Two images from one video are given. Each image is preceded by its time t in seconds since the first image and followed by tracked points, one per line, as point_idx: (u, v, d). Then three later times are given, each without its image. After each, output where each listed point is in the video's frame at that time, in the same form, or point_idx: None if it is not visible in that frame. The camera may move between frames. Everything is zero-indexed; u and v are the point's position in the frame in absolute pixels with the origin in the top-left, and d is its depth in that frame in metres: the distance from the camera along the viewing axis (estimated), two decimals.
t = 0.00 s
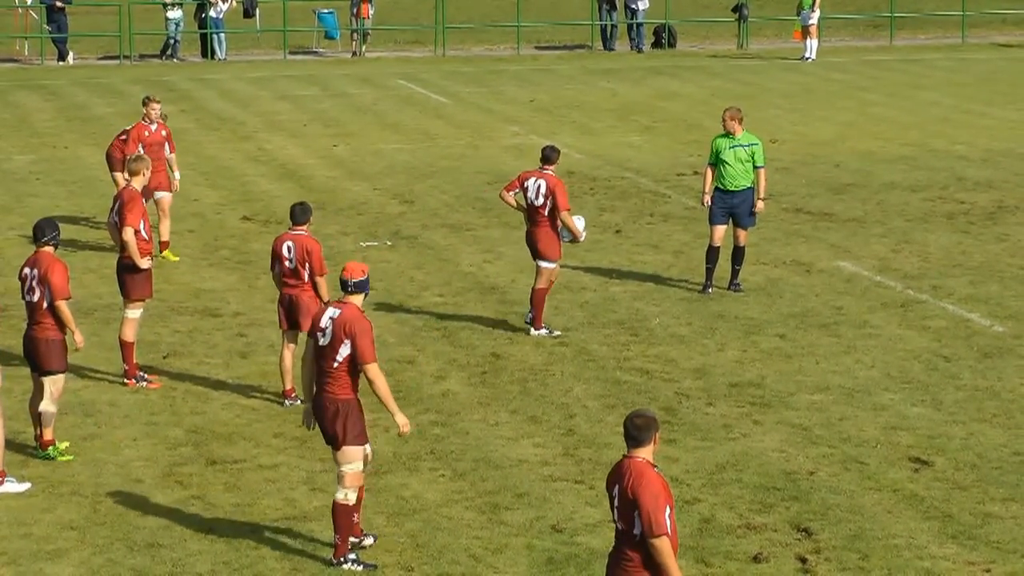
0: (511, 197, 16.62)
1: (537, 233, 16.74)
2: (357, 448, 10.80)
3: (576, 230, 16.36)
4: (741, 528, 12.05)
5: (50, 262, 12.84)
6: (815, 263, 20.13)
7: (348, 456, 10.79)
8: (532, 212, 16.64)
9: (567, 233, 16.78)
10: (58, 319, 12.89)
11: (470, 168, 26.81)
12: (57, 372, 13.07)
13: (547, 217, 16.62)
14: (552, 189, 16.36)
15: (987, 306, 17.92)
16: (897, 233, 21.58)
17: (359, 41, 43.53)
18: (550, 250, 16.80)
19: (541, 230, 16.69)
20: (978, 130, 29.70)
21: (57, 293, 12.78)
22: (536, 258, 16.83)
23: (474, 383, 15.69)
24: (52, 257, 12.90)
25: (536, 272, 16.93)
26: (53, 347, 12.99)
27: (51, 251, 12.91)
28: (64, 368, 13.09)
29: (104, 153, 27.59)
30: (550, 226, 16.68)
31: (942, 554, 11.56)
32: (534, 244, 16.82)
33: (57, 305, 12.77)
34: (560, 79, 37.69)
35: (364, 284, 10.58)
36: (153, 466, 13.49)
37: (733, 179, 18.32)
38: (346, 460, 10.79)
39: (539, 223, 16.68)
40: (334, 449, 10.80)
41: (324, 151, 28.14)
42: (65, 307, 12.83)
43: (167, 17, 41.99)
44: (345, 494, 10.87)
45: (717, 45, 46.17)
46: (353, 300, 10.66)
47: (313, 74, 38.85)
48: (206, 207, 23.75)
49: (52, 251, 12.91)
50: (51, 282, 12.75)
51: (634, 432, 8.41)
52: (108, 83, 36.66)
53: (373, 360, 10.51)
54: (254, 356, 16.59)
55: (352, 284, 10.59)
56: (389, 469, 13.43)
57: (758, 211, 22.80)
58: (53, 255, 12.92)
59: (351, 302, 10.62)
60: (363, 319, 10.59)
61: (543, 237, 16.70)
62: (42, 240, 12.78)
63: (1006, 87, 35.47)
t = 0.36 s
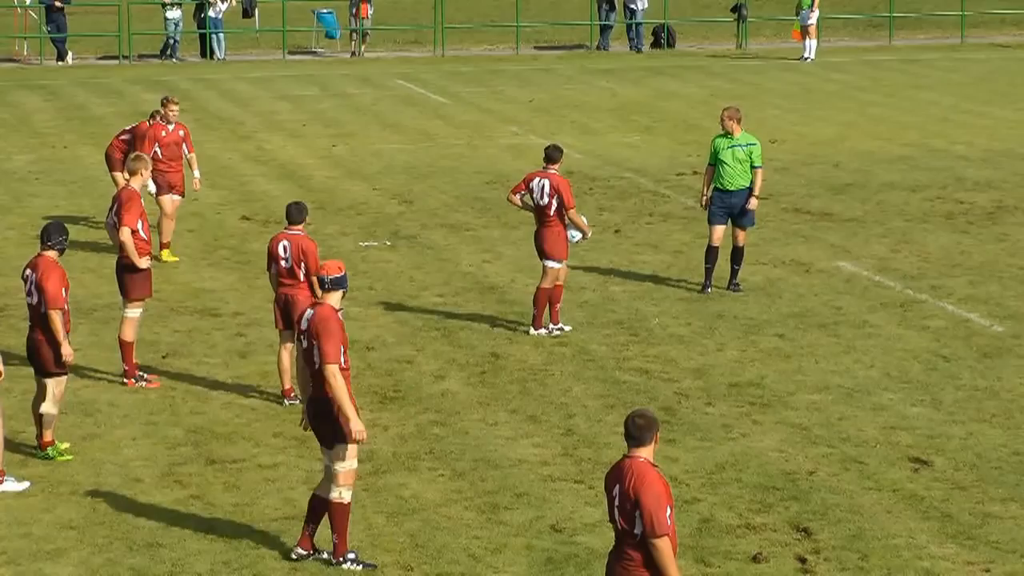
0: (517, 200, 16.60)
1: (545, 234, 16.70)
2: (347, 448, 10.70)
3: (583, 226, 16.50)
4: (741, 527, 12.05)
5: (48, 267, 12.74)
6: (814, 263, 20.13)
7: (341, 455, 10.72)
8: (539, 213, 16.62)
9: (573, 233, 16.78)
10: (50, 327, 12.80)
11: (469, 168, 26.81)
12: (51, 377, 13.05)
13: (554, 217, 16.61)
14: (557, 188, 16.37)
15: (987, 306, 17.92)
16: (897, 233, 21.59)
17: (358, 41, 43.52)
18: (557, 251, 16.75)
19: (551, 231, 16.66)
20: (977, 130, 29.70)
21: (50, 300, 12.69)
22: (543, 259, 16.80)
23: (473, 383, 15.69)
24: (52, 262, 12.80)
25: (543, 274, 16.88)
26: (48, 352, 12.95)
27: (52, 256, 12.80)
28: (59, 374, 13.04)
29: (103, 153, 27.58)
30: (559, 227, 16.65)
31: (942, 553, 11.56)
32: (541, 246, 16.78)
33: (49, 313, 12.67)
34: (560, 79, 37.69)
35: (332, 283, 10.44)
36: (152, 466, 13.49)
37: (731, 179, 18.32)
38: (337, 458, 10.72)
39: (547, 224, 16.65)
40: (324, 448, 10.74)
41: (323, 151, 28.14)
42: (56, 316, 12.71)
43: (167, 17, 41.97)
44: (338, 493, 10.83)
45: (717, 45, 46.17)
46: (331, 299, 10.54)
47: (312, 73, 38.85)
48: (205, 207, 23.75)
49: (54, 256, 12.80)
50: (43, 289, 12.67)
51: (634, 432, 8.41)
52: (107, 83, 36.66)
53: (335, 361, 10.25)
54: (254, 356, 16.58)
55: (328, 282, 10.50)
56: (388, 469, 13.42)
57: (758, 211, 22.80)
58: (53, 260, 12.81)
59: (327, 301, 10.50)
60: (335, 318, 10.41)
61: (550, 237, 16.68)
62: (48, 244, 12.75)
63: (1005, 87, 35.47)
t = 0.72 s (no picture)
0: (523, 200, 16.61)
1: (555, 234, 16.71)
2: (336, 447, 10.66)
3: (589, 223, 16.40)
4: (741, 527, 12.05)
5: (49, 271, 12.67)
6: (814, 263, 20.13)
7: (333, 454, 10.69)
8: (546, 213, 16.63)
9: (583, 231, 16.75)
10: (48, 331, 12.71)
11: (469, 168, 26.81)
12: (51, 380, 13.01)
13: (561, 216, 16.60)
14: (564, 186, 16.35)
15: (987, 306, 17.92)
16: (897, 234, 21.59)
17: (358, 41, 43.54)
18: (571, 249, 16.75)
19: (559, 230, 16.67)
20: (977, 130, 29.69)
21: (49, 306, 12.60)
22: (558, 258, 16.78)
23: (473, 382, 15.69)
24: (56, 266, 12.75)
25: (559, 273, 16.89)
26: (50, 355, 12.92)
27: (57, 260, 12.76)
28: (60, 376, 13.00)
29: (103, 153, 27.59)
30: (566, 225, 16.66)
31: (942, 553, 11.56)
32: (551, 245, 16.79)
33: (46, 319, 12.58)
34: (560, 79, 37.69)
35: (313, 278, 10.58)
36: (152, 465, 13.49)
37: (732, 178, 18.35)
38: (328, 457, 10.69)
39: (555, 223, 16.65)
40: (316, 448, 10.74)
41: (323, 151, 28.15)
42: (54, 321, 12.60)
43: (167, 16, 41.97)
44: (337, 491, 10.78)
45: (717, 45, 46.19)
46: (313, 297, 10.69)
47: (312, 74, 38.84)
48: (205, 207, 23.75)
49: (59, 260, 12.76)
50: (40, 293, 12.59)
51: (634, 431, 8.42)
52: (108, 83, 36.68)
53: (302, 356, 10.42)
54: (253, 356, 16.58)
55: (309, 280, 10.64)
56: (388, 469, 13.42)
57: (757, 212, 22.80)
58: (58, 264, 12.77)
59: (307, 299, 10.66)
60: (310, 313, 10.55)
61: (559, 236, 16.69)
62: (56, 247, 12.73)
63: (1005, 87, 35.47)
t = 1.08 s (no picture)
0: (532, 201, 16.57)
1: (563, 234, 16.62)
2: (328, 447, 10.69)
3: (600, 225, 16.35)
4: (740, 528, 12.05)
5: (65, 275, 12.63)
6: (814, 263, 20.14)
7: (325, 454, 10.71)
8: (555, 213, 16.57)
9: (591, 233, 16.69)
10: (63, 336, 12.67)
11: (469, 169, 26.84)
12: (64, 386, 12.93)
13: (570, 217, 16.54)
14: (573, 187, 16.37)
15: (986, 306, 17.94)
16: (897, 234, 21.60)
17: (358, 42, 43.58)
18: (578, 251, 16.65)
19: (568, 231, 16.59)
20: (977, 130, 29.71)
21: (65, 310, 12.55)
22: (565, 260, 16.68)
23: (473, 384, 15.69)
24: (75, 271, 12.71)
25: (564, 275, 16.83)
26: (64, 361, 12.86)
27: (77, 266, 12.71)
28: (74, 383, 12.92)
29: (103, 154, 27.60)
30: (576, 226, 16.58)
31: (942, 554, 11.56)
32: (559, 246, 16.70)
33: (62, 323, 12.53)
34: (560, 80, 37.71)
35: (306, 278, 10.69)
36: (153, 467, 13.50)
37: (733, 180, 18.35)
38: (321, 457, 10.71)
39: (565, 224, 16.59)
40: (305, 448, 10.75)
41: (323, 152, 28.15)
42: (70, 326, 12.56)
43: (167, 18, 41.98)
44: (327, 488, 10.82)
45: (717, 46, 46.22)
46: (304, 298, 10.77)
47: (312, 75, 38.86)
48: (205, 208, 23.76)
49: (79, 266, 12.71)
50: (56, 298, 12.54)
51: (633, 432, 8.43)
52: (108, 84, 36.70)
53: (301, 352, 10.40)
54: (253, 357, 16.58)
55: (301, 281, 10.74)
56: (388, 470, 13.42)
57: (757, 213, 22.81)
58: (78, 269, 12.72)
59: (299, 300, 10.72)
60: (307, 313, 10.61)
61: (567, 237, 16.61)
62: (77, 253, 12.67)
63: (1005, 88, 35.48)
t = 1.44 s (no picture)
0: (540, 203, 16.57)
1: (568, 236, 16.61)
2: (307, 452, 10.69)
3: (605, 229, 16.31)
4: (741, 528, 12.05)
5: (101, 271, 12.52)
6: (815, 263, 20.15)
7: (299, 461, 10.69)
8: (562, 215, 16.59)
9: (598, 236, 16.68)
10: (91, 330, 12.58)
11: (470, 169, 26.84)
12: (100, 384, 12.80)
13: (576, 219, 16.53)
14: (580, 189, 16.34)
15: (987, 306, 17.94)
16: (897, 234, 21.61)
17: (358, 42, 43.60)
18: (584, 252, 16.65)
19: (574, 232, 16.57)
20: (977, 130, 29.71)
21: (95, 302, 12.44)
22: (570, 261, 16.68)
23: (473, 384, 15.69)
24: (113, 267, 12.57)
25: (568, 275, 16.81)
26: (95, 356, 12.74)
27: (116, 263, 12.57)
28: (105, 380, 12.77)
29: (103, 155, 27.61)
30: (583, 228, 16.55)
31: (943, 554, 11.56)
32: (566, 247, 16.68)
33: (89, 315, 12.42)
34: (560, 80, 37.72)
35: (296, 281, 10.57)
36: (153, 467, 13.50)
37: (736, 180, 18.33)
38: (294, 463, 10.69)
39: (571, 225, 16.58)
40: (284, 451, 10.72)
41: (323, 152, 28.16)
42: (96, 318, 12.45)
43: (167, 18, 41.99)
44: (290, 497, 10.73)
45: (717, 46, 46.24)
46: (290, 301, 10.67)
47: (312, 75, 38.86)
48: (205, 208, 23.76)
49: (117, 262, 12.57)
50: (88, 290, 12.45)
51: (633, 432, 8.44)
52: (108, 84, 36.71)
53: (306, 359, 10.37)
54: (254, 357, 16.59)
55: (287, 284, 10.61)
56: (388, 471, 13.42)
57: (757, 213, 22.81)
58: (115, 266, 12.59)
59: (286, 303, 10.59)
60: (297, 316, 10.51)
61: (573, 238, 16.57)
62: (115, 250, 12.55)
63: (1005, 88, 35.49)
